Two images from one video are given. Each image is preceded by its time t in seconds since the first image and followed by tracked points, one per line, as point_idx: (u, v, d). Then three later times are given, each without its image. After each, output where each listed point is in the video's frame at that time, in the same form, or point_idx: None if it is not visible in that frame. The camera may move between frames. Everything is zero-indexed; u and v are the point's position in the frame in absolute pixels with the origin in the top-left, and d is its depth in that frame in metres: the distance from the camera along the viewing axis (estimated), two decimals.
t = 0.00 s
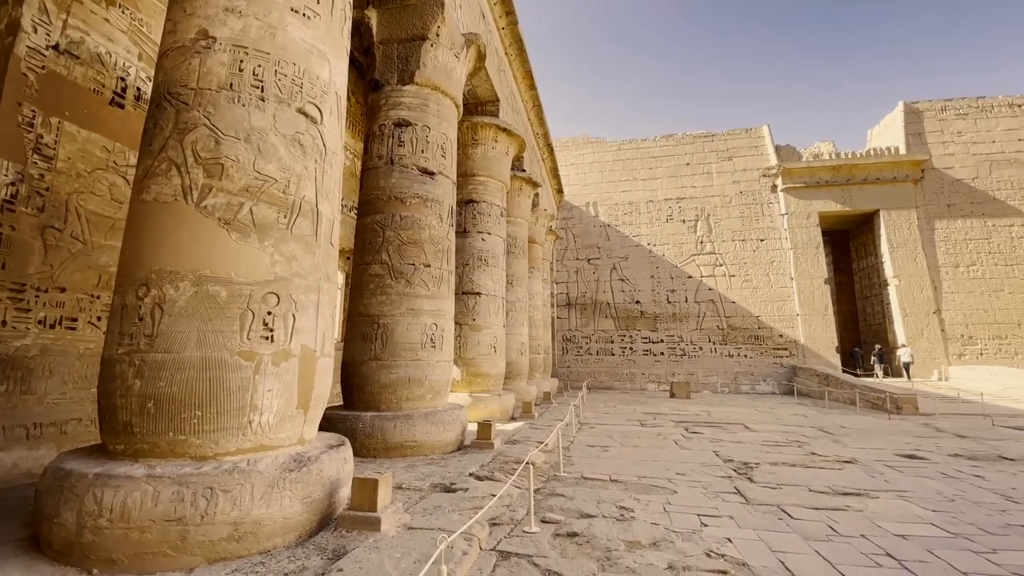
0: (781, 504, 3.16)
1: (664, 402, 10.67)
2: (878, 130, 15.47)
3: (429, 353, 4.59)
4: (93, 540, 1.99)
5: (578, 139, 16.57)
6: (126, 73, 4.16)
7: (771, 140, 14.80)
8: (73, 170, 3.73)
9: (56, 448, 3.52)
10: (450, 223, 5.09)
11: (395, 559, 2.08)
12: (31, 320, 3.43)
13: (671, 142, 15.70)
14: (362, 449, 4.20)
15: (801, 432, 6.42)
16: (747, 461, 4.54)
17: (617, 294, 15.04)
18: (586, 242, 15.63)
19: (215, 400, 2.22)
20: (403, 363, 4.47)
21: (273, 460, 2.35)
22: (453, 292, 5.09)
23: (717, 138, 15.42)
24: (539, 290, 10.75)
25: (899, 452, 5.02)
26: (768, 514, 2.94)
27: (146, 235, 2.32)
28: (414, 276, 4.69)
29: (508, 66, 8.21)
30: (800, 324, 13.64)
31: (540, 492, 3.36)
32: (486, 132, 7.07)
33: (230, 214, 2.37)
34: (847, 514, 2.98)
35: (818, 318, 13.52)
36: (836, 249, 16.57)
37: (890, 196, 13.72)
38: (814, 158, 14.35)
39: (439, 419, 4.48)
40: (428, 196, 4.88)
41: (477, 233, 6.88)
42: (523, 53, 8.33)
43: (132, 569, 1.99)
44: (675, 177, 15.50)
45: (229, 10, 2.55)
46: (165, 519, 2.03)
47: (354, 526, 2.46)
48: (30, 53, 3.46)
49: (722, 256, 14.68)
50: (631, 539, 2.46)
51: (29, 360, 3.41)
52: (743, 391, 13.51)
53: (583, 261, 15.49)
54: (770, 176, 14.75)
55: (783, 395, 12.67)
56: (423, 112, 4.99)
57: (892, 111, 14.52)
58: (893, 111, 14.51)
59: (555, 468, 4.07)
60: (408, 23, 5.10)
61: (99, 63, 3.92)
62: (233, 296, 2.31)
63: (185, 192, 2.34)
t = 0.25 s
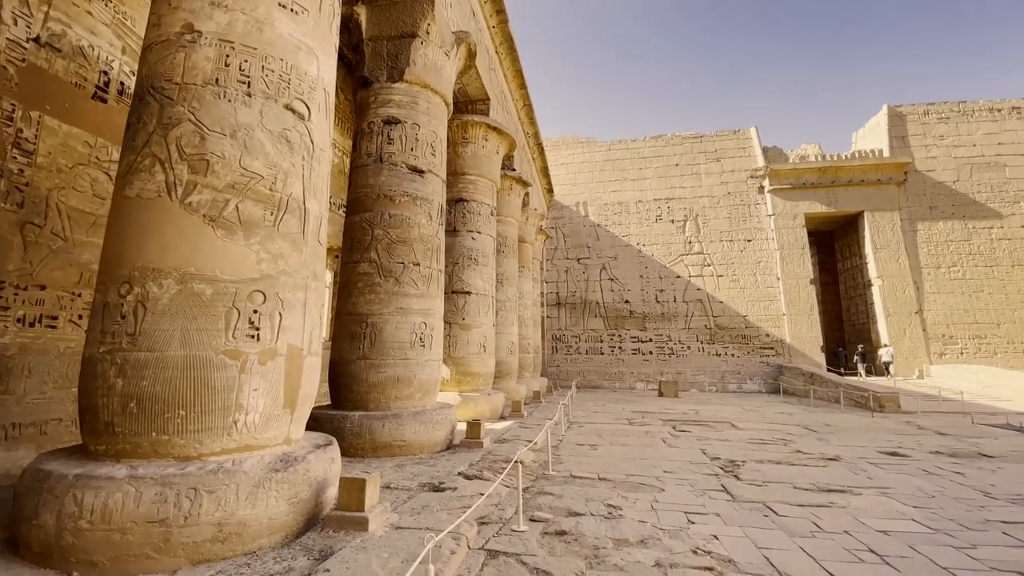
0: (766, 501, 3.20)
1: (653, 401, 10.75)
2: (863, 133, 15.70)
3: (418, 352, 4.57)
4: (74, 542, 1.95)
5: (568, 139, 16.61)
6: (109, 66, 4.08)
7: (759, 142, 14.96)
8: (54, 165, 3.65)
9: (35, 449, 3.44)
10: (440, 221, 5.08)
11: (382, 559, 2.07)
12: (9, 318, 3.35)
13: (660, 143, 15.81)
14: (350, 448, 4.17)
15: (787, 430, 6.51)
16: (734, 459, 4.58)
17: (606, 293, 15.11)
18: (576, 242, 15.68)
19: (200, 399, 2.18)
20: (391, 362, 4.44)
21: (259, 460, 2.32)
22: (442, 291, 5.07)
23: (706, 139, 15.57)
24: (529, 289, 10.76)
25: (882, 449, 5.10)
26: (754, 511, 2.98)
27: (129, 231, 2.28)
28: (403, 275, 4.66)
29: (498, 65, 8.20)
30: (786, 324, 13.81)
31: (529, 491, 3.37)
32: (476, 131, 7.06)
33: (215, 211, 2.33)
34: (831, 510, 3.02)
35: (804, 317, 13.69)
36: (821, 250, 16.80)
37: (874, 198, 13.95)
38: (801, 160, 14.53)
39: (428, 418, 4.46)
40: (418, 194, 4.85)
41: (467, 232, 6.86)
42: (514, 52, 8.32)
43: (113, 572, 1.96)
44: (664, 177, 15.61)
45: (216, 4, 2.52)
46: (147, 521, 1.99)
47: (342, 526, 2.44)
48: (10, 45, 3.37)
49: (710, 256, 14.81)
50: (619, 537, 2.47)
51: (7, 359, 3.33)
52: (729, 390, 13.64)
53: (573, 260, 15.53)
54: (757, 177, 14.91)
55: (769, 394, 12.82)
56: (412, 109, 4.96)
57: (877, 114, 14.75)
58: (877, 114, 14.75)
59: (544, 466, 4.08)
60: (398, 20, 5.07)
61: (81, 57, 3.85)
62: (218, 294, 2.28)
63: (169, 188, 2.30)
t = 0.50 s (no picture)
0: (754, 498, 3.23)
1: (642, 400, 10.81)
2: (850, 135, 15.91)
3: (408, 351, 4.55)
4: (56, 545, 1.91)
5: (560, 138, 16.64)
6: (93, 61, 4.01)
7: (748, 143, 15.10)
8: (36, 161, 3.57)
9: (16, 451, 3.37)
10: (430, 220, 5.05)
11: (371, 559, 2.06)
12: None
13: (651, 143, 15.90)
14: (339, 448, 4.14)
15: (774, 428, 6.58)
16: (722, 457, 4.62)
17: (596, 293, 15.17)
18: (567, 242, 15.71)
19: (186, 399, 2.16)
20: (381, 362, 4.42)
21: (246, 460, 2.30)
22: (433, 290, 5.06)
23: (696, 140, 15.68)
24: (520, 289, 10.75)
25: (867, 447, 5.18)
26: (742, 509, 3.00)
27: (113, 228, 2.24)
28: (393, 273, 4.64)
29: (489, 64, 8.19)
30: (774, 323, 13.96)
31: (519, 490, 3.37)
32: (467, 129, 7.04)
33: (202, 208, 2.30)
34: (817, 507, 3.06)
35: (791, 317, 13.84)
36: (809, 250, 17.00)
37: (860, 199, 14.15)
38: (789, 161, 14.69)
39: (418, 418, 4.44)
40: (409, 192, 4.83)
41: (458, 231, 6.84)
42: (505, 50, 8.31)
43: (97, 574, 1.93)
44: (655, 178, 15.69)
45: None
46: (132, 522, 1.96)
47: (330, 526, 2.42)
48: None
49: (700, 256, 14.92)
50: (609, 535, 2.48)
51: None
52: (718, 388, 13.75)
53: (564, 260, 15.56)
54: (746, 178, 15.05)
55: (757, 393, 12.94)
56: (403, 107, 4.94)
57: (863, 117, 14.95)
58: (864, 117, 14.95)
59: (534, 465, 4.08)
60: (388, 17, 5.04)
61: (65, 51, 3.77)
62: (205, 292, 2.25)
63: (155, 185, 2.27)
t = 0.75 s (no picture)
0: (739, 495, 3.27)
1: (630, 398, 10.88)
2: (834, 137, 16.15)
3: (396, 350, 4.53)
4: (33, 548, 1.87)
5: (549, 137, 16.65)
6: (74, 54, 3.92)
7: (734, 144, 15.26)
8: (14, 155, 3.48)
9: None
10: (418, 218, 5.02)
11: (357, 558, 2.04)
12: None
13: (639, 143, 16.00)
14: (325, 448, 4.11)
15: (759, 425, 6.66)
16: (708, 454, 4.67)
17: (585, 292, 15.23)
18: (556, 241, 15.74)
19: (168, 399, 2.12)
20: (369, 361, 4.39)
21: (230, 460, 2.26)
22: (421, 289, 5.03)
23: (684, 141, 15.81)
24: (509, 287, 10.75)
25: (850, 444, 5.26)
26: (727, 506, 3.04)
27: (93, 224, 2.19)
28: (381, 272, 4.60)
29: (479, 62, 8.16)
30: (760, 322, 14.12)
31: (507, 488, 3.37)
32: (456, 128, 7.01)
33: (184, 205, 2.27)
34: (801, 504, 3.10)
35: (777, 316, 14.02)
36: (794, 250, 17.23)
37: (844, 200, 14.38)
38: (775, 163, 14.87)
39: (405, 417, 4.42)
40: (397, 190, 4.79)
41: (447, 229, 6.82)
42: (495, 49, 8.29)
43: None
44: (643, 177, 15.79)
45: None
46: (112, 524, 1.92)
47: (316, 526, 2.40)
48: None
49: (687, 256, 15.05)
50: (596, 533, 2.49)
51: None
52: (704, 386, 13.88)
53: (553, 259, 15.59)
54: (732, 179, 15.20)
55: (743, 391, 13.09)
56: (391, 104, 4.90)
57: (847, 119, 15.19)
58: (848, 119, 15.18)
59: (522, 464, 4.09)
60: (377, 13, 5.00)
61: (45, 43, 3.69)
62: (188, 290, 2.22)
63: (136, 180, 2.22)
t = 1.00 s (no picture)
0: (725, 492, 3.30)
1: (619, 396, 10.95)
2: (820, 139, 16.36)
3: (384, 349, 4.50)
4: (13, 550, 1.83)
5: (539, 136, 16.66)
6: (55, 47, 3.84)
7: (722, 145, 15.40)
8: None
9: None
10: (407, 216, 5.00)
11: (344, 559, 2.03)
12: None
13: (629, 143, 16.08)
14: (313, 448, 4.08)
15: (746, 423, 6.74)
16: (695, 452, 4.71)
17: (575, 291, 15.27)
18: (546, 240, 15.75)
19: (151, 398, 2.09)
20: (357, 360, 4.36)
21: (214, 461, 2.24)
22: (410, 287, 5.01)
23: (672, 141, 15.92)
24: (499, 286, 10.74)
25: (834, 441, 5.35)
26: (713, 503, 3.07)
27: (73, 221, 2.15)
28: (369, 270, 4.57)
29: (468, 60, 8.13)
30: (746, 321, 14.28)
31: (496, 487, 3.37)
32: (446, 126, 6.98)
33: (168, 201, 2.23)
34: (786, 500, 3.15)
35: (763, 315, 14.19)
36: (780, 250, 17.44)
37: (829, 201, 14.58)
38: (762, 163, 15.03)
39: (394, 416, 4.40)
40: (385, 188, 4.76)
41: (436, 228, 6.79)
42: (485, 47, 8.27)
43: None
44: (632, 177, 15.87)
45: None
46: (94, 526, 1.89)
47: (302, 527, 2.38)
48: None
49: (675, 255, 15.15)
50: (583, 530, 2.50)
51: None
52: (692, 384, 14.00)
53: (543, 258, 15.60)
54: (720, 179, 15.34)
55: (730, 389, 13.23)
56: (380, 101, 4.86)
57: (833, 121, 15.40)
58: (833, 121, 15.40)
59: (511, 462, 4.09)
60: (365, 9, 4.95)
61: (25, 36, 3.60)
62: (171, 288, 2.18)
63: (118, 176, 2.18)
